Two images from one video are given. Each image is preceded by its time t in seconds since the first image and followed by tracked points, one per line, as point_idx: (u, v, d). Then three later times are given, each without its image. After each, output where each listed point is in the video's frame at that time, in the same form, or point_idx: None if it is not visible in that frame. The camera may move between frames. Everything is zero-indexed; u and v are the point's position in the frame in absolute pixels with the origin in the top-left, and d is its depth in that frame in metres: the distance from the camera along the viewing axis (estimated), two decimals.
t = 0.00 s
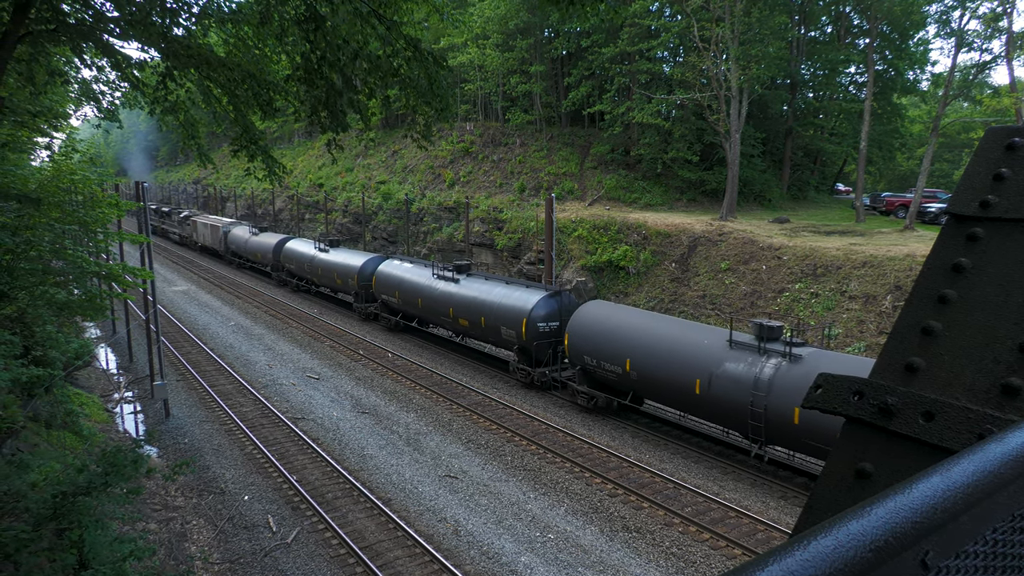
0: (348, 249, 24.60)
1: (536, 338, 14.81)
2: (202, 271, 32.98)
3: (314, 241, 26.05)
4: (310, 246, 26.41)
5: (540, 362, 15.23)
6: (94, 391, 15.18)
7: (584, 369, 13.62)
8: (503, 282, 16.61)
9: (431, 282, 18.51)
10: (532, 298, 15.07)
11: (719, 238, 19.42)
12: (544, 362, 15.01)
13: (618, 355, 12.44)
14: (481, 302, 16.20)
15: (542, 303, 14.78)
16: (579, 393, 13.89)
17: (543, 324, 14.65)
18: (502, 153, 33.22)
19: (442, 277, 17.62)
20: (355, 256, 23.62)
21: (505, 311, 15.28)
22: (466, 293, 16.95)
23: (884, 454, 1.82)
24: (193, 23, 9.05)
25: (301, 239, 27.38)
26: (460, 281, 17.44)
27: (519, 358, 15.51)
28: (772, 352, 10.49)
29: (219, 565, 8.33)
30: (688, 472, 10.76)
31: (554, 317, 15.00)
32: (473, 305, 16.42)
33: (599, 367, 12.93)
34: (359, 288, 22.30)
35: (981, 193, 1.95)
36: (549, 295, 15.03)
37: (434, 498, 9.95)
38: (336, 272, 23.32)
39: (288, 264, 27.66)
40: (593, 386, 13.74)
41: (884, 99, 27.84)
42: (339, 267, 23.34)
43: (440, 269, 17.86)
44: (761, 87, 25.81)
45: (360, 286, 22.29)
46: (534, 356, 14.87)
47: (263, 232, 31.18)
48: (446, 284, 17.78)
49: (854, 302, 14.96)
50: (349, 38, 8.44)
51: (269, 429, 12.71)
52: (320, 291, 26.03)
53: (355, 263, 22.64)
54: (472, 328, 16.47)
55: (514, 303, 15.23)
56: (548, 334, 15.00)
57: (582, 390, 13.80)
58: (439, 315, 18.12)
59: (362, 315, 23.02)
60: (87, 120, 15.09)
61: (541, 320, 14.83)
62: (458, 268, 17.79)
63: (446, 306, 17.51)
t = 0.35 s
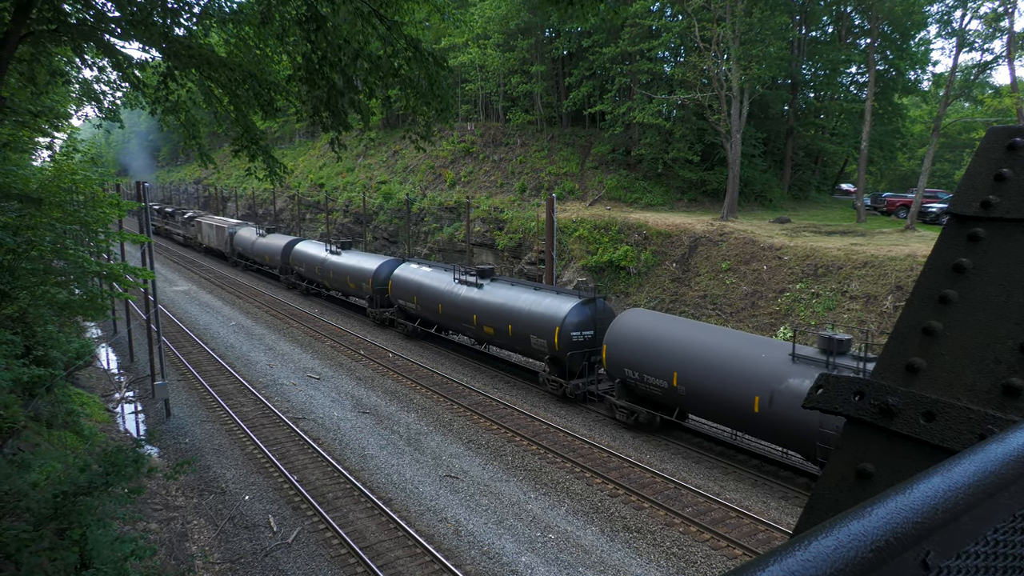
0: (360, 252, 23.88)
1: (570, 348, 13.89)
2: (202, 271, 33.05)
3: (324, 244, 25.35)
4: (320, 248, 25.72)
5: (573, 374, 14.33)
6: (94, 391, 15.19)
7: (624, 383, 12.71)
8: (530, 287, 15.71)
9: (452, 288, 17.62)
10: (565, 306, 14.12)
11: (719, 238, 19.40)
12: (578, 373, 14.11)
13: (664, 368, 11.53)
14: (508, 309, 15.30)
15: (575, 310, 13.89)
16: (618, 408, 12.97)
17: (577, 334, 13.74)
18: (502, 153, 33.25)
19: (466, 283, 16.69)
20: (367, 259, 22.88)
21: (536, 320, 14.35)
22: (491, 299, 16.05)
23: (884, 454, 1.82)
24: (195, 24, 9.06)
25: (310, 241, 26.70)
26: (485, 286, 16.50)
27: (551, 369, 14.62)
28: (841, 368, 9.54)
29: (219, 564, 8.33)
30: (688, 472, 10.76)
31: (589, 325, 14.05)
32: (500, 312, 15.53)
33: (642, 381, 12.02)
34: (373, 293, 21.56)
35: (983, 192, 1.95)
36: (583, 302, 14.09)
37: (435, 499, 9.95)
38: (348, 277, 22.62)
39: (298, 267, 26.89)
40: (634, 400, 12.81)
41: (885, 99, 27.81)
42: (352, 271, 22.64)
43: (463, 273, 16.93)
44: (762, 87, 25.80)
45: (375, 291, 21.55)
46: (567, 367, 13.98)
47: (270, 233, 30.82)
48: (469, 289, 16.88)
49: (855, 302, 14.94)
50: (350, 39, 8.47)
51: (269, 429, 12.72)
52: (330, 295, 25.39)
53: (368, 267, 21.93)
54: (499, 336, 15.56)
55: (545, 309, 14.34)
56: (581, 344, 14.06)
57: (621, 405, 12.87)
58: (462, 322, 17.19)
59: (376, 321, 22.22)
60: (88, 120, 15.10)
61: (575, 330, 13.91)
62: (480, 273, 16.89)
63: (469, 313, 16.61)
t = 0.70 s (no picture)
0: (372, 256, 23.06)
1: (606, 360, 12.93)
2: (201, 271, 33.09)
3: (335, 247, 24.61)
4: (331, 252, 24.98)
5: (610, 387, 13.39)
6: (94, 391, 15.20)
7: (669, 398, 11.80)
8: (561, 293, 14.73)
9: (475, 293, 16.71)
10: (602, 314, 13.19)
11: (719, 238, 19.41)
12: (615, 386, 13.19)
13: (715, 385, 10.66)
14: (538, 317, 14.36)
15: (612, 319, 12.97)
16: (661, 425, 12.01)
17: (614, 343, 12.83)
18: (502, 153, 33.25)
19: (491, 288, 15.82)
20: (380, 263, 22.06)
21: (569, 329, 13.41)
22: (518, 306, 15.11)
23: (885, 454, 1.82)
24: (195, 24, 9.06)
25: (322, 245, 25.97)
26: (510, 292, 15.61)
27: (585, 382, 13.69)
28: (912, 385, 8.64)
29: (219, 565, 8.33)
30: (689, 472, 10.76)
31: (626, 335, 13.12)
32: (528, 319, 14.62)
33: (691, 397, 11.12)
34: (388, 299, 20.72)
35: (982, 193, 1.94)
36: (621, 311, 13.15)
37: (435, 499, 9.95)
38: (360, 281, 21.84)
39: (307, 271, 26.14)
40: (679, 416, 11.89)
41: (885, 99, 27.81)
42: (365, 275, 21.88)
43: (487, 278, 16.09)
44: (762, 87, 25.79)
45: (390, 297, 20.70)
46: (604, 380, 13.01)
47: (277, 234, 30.36)
48: (494, 296, 15.98)
49: (855, 302, 14.94)
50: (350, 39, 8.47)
51: (269, 429, 12.72)
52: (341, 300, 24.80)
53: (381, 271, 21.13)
54: (526, 345, 14.62)
55: (578, 318, 13.44)
56: (619, 355, 13.11)
57: (664, 421, 11.93)
58: (485, 330, 16.25)
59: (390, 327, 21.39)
60: (89, 120, 15.09)
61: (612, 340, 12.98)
62: (506, 278, 16.00)
63: (494, 320, 15.72)
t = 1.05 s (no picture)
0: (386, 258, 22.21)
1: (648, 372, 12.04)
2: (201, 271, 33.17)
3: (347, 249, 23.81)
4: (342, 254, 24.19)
5: (651, 402, 12.50)
6: (94, 391, 15.21)
7: (722, 415, 10.97)
8: (594, 300, 13.87)
9: (499, 300, 15.85)
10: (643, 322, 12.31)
11: (719, 238, 19.41)
12: (658, 401, 12.28)
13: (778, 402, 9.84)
14: (571, 326, 13.47)
15: (655, 327, 12.09)
16: (712, 444, 11.15)
17: (657, 355, 11.96)
18: (503, 153, 33.25)
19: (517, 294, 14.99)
20: (395, 265, 21.21)
21: (607, 338, 12.52)
22: (547, 314, 14.24)
23: (884, 454, 1.82)
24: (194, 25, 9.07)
25: (332, 246, 25.16)
26: (539, 298, 14.75)
27: (625, 396, 12.78)
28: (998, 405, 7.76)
29: (219, 565, 8.34)
30: (689, 473, 10.76)
31: (669, 346, 12.25)
32: (560, 328, 13.73)
33: (748, 415, 10.32)
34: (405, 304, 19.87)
35: (982, 193, 1.95)
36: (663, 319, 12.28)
37: (435, 499, 9.95)
38: (375, 285, 21.01)
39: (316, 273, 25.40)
40: (731, 435, 11.04)
41: (885, 99, 27.81)
42: (379, 278, 21.07)
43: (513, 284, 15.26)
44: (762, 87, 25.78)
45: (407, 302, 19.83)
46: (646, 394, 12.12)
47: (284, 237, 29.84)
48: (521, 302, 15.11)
49: (855, 302, 14.94)
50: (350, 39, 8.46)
51: (269, 429, 12.73)
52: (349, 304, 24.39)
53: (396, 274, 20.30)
54: (558, 356, 13.72)
55: (616, 327, 12.49)
56: (661, 367, 12.22)
57: (716, 440, 11.09)
58: (511, 339, 15.35)
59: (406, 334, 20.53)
60: (89, 120, 15.07)
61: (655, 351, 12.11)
62: (533, 283, 15.09)
63: (522, 328, 14.78)
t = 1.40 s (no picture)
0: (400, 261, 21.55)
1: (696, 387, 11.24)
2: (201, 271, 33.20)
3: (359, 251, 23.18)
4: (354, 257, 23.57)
5: (698, 418, 11.67)
6: (94, 391, 15.21)
7: (783, 436, 10.13)
8: (634, 309, 13.06)
9: (528, 307, 15.05)
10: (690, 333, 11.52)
11: (719, 238, 19.41)
12: (707, 419, 11.48)
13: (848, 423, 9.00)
14: (609, 336, 12.65)
15: (704, 340, 11.29)
16: (771, 466, 10.24)
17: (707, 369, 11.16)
18: (502, 153, 33.25)
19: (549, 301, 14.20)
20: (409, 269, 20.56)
21: (651, 351, 11.72)
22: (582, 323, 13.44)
23: (884, 455, 1.82)
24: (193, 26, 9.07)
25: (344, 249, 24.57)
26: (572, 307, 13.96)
27: (669, 413, 11.95)
28: None
29: (219, 565, 8.34)
30: (688, 473, 10.77)
31: (719, 359, 11.44)
32: (597, 339, 12.91)
33: (814, 436, 9.47)
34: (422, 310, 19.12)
35: (982, 193, 1.94)
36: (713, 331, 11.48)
37: (435, 499, 9.95)
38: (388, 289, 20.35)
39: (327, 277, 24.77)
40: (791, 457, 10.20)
41: (885, 100, 27.82)
42: (393, 282, 20.43)
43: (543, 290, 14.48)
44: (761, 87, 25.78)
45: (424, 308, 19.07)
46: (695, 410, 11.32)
47: (292, 238, 29.45)
48: (552, 310, 14.30)
49: (855, 302, 14.93)
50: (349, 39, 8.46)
51: (269, 430, 12.73)
52: (358, 307, 23.89)
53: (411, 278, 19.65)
54: (595, 368, 12.91)
55: (660, 339, 11.70)
56: (710, 383, 11.42)
57: (776, 463, 10.19)
58: (540, 349, 14.54)
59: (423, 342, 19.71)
60: (89, 120, 15.06)
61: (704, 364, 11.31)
62: (565, 290, 14.28)
63: (554, 338, 13.97)
